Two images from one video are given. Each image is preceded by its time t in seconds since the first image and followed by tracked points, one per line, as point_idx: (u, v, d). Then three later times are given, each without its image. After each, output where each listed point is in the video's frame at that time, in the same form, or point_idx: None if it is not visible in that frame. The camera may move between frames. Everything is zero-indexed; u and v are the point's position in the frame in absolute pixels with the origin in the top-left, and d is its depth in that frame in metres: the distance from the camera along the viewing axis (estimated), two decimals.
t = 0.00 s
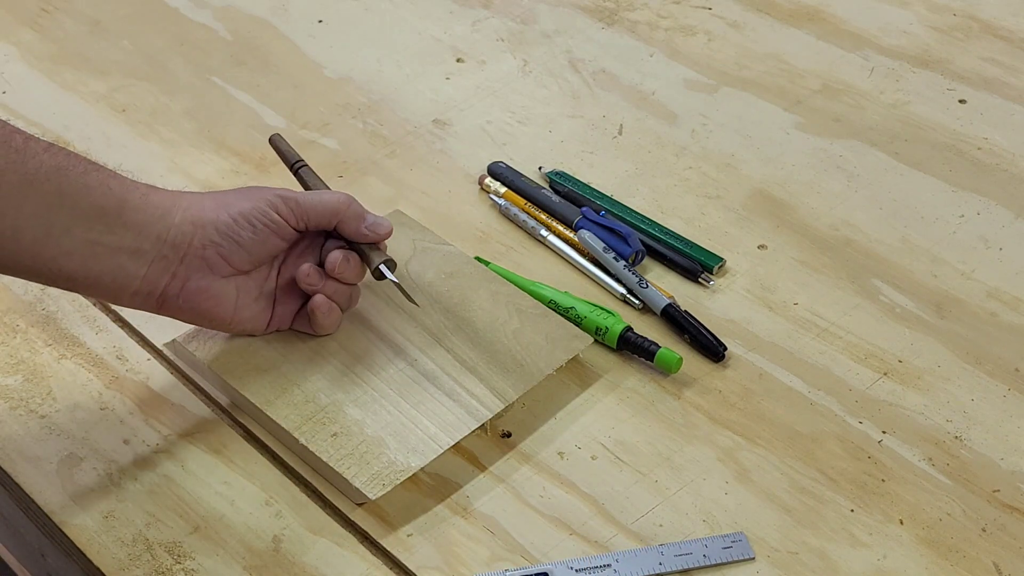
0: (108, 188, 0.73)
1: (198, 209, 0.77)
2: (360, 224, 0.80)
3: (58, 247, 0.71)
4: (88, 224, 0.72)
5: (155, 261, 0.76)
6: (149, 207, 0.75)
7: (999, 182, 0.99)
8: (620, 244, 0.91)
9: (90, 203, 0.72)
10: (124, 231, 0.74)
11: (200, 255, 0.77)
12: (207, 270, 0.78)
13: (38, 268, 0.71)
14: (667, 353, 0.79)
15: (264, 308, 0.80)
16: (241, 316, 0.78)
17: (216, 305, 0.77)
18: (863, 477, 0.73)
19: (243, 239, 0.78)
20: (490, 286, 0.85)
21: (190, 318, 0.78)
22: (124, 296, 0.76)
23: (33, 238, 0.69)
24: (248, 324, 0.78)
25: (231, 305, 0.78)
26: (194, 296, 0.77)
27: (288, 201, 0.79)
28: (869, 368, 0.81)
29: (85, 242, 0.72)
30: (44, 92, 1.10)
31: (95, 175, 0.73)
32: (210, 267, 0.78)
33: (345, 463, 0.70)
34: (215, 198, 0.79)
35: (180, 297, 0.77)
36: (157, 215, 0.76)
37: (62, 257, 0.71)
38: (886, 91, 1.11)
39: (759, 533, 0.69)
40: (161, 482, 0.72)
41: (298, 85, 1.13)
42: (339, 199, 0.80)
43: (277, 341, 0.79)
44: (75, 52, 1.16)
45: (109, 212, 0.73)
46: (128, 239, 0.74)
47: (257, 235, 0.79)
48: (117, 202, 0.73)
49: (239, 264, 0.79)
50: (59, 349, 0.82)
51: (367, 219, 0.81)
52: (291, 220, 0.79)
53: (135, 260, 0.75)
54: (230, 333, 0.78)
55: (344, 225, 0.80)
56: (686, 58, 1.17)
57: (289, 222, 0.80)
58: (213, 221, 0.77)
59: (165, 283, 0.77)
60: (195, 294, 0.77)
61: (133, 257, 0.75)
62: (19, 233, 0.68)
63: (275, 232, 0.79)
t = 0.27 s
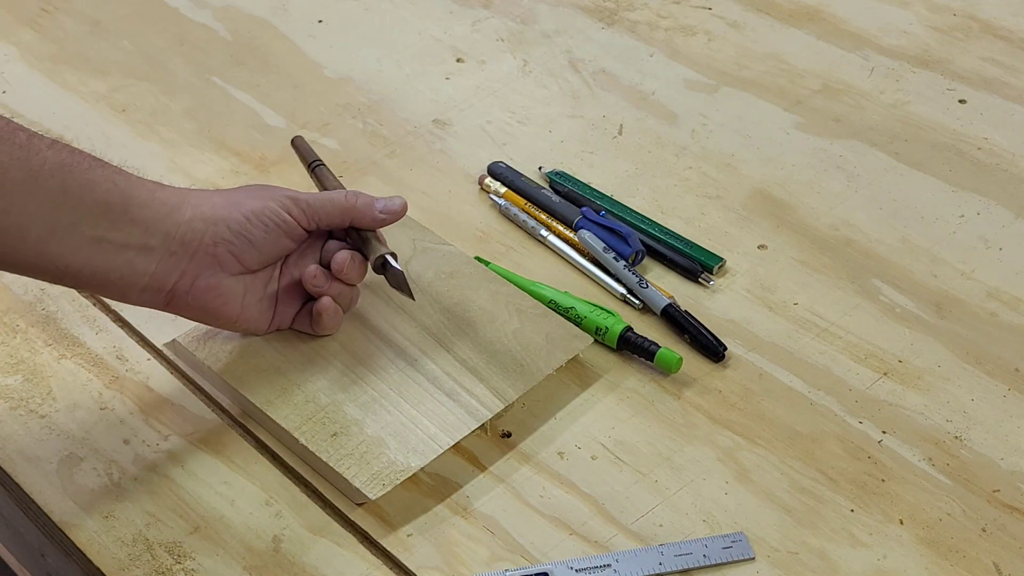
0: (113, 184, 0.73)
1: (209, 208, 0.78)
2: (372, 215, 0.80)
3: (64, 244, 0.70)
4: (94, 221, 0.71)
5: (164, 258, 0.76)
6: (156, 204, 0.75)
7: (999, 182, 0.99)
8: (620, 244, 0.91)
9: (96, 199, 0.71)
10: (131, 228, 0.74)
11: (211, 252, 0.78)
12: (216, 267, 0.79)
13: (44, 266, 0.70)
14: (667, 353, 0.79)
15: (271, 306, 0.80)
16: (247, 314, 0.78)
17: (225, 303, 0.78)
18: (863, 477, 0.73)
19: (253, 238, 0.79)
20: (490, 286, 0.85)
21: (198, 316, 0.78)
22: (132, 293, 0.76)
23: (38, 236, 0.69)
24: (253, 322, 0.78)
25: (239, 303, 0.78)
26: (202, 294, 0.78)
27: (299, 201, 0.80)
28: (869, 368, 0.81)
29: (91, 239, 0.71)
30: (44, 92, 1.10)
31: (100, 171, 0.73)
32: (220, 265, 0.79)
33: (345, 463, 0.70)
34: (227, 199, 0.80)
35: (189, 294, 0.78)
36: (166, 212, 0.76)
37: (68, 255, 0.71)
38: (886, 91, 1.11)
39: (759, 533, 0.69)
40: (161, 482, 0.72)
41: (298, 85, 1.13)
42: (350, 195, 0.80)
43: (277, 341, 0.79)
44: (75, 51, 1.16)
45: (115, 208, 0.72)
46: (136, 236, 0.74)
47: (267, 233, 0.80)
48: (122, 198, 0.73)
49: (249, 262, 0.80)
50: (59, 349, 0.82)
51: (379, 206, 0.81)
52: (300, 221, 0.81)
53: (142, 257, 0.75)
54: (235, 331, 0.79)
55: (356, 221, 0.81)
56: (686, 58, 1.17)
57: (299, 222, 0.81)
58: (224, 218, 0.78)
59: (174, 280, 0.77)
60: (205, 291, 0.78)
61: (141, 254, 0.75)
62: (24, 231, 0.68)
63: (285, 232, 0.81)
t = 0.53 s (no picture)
0: (120, 174, 0.72)
1: (220, 199, 0.76)
2: (388, 220, 0.80)
3: (67, 234, 0.70)
4: (98, 211, 0.71)
5: (172, 250, 0.75)
6: (163, 196, 0.74)
7: (999, 182, 0.99)
8: (620, 244, 0.91)
9: (100, 189, 0.70)
10: (136, 219, 0.72)
11: (221, 245, 0.77)
12: (226, 259, 0.78)
13: (48, 252, 0.71)
14: (667, 353, 0.79)
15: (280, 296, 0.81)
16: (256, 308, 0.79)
17: (234, 294, 0.79)
18: (863, 477, 0.73)
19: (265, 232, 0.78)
20: (490, 286, 0.85)
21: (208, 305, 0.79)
22: (139, 281, 0.76)
23: (41, 224, 0.69)
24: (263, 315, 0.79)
25: (249, 294, 0.79)
26: (212, 285, 0.78)
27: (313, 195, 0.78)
28: (869, 368, 0.81)
29: (95, 229, 0.71)
30: (44, 93, 1.10)
31: (107, 160, 0.71)
32: (230, 255, 0.78)
33: (344, 463, 0.70)
34: (241, 186, 0.78)
35: (198, 285, 0.77)
36: (176, 203, 0.74)
37: (72, 243, 0.71)
38: (886, 91, 1.11)
39: (759, 533, 0.69)
40: (161, 483, 0.72)
41: (298, 85, 1.13)
42: (368, 197, 0.79)
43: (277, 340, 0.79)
44: (75, 51, 1.16)
45: (121, 199, 0.71)
46: (142, 228, 0.73)
47: (279, 229, 0.78)
48: (128, 189, 0.72)
49: (260, 253, 0.79)
50: (59, 348, 0.82)
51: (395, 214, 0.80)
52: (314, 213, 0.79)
53: (149, 249, 0.74)
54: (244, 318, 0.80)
55: (372, 221, 0.80)
56: (686, 57, 1.17)
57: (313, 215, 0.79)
58: (237, 212, 0.76)
59: (183, 270, 0.76)
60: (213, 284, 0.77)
61: (147, 246, 0.74)
62: (26, 220, 0.68)
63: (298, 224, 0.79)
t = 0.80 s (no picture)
0: (136, 183, 0.71)
1: (234, 211, 0.75)
2: (397, 238, 0.80)
3: (80, 241, 0.69)
4: (113, 220, 0.70)
5: (184, 260, 0.74)
6: (178, 207, 0.73)
7: (999, 182, 0.99)
8: (620, 244, 0.91)
9: (118, 198, 0.70)
10: (151, 229, 0.72)
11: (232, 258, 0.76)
12: (236, 269, 0.77)
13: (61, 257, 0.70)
14: (667, 353, 0.79)
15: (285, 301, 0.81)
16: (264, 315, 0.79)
17: (242, 301, 0.79)
18: (863, 477, 0.73)
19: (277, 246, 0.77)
20: (490, 286, 0.85)
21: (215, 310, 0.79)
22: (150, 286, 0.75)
23: (56, 231, 0.68)
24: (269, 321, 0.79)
25: (256, 301, 0.79)
26: (220, 294, 0.77)
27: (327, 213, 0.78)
28: (869, 368, 0.81)
29: (109, 237, 0.70)
30: (44, 93, 1.10)
31: (122, 168, 0.70)
32: (240, 267, 0.77)
33: (344, 463, 0.70)
34: (255, 197, 0.77)
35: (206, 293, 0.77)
36: (190, 212, 0.73)
37: (85, 250, 0.70)
38: (886, 91, 1.11)
39: (759, 533, 0.69)
40: (162, 482, 0.72)
41: (298, 85, 1.13)
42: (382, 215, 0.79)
43: (277, 340, 0.79)
44: (75, 52, 1.16)
45: (137, 209, 0.71)
46: (155, 238, 0.72)
47: (290, 243, 0.78)
48: (143, 199, 0.71)
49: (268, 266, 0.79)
50: (59, 349, 0.82)
51: (404, 234, 0.81)
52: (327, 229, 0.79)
53: (162, 259, 0.73)
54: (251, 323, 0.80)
55: (382, 237, 0.80)
56: (686, 57, 1.17)
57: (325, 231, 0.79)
58: (249, 227, 0.76)
59: (193, 278, 0.76)
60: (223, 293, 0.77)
61: (160, 255, 0.73)
62: (44, 226, 0.67)
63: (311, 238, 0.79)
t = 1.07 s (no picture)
0: (196, 159, 0.71)
1: (289, 191, 0.76)
2: (442, 222, 0.82)
3: (139, 212, 0.70)
4: (170, 193, 0.71)
5: (237, 234, 0.76)
6: (235, 183, 0.74)
7: (999, 182, 0.99)
8: (620, 244, 0.91)
9: (177, 173, 0.70)
10: (208, 203, 0.73)
11: (282, 232, 0.78)
12: (284, 243, 0.79)
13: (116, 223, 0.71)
14: (667, 353, 0.79)
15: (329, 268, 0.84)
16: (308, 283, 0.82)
17: (289, 268, 0.82)
18: (863, 477, 0.73)
19: (326, 224, 0.79)
20: (490, 287, 0.85)
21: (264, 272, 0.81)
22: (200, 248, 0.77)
23: (114, 203, 0.69)
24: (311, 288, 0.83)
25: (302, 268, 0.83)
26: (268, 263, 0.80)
27: (377, 194, 0.79)
28: (869, 368, 0.81)
29: (165, 208, 0.71)
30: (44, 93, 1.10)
31: (184, 143, 0.71)
32: (289, 241, 0.79)
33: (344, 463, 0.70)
34: (309, 173, 0.78)
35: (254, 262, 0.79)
36: (245, 191, 0.74)
37: (140, 220, 0.71)
38: (886, 91, 1.11)
39: (759, 533, 0.69)
40: (162, 483, 0.72)
41: (298, 85, 1.13)
42: (432, 197, 0.80)
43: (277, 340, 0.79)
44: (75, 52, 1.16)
45: (196, 184, 0.71)
46: (212, 213, 0.73)
47: (340, 222, 0.80)
48: (203, 176, 0.71)
49: (316, 240, 0.81)
50: (58, 349, 0.82)
51: (448, 222, 0.82)
52: (375, 209, 0.80)
53: (213, 229, 0.75)
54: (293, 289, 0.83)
55: (428, 221, 0.81)
56: (686, 57, 1.17)
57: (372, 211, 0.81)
58: (302, 206, 0.77)
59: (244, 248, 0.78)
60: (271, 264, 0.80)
61: (214, 226, 0.75)
62: (103, 198, 0.68)
63: (359, 218, 0.80)
